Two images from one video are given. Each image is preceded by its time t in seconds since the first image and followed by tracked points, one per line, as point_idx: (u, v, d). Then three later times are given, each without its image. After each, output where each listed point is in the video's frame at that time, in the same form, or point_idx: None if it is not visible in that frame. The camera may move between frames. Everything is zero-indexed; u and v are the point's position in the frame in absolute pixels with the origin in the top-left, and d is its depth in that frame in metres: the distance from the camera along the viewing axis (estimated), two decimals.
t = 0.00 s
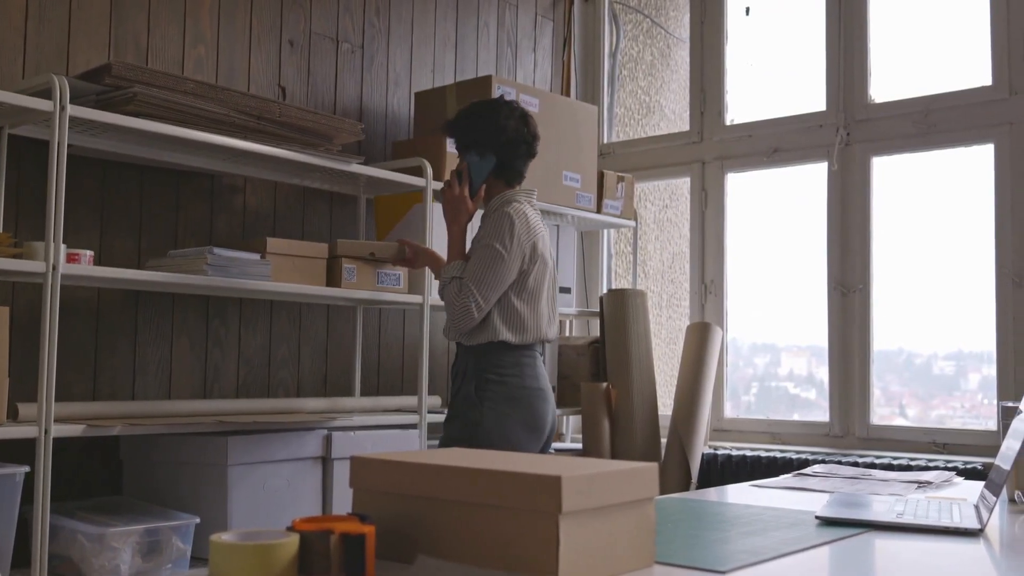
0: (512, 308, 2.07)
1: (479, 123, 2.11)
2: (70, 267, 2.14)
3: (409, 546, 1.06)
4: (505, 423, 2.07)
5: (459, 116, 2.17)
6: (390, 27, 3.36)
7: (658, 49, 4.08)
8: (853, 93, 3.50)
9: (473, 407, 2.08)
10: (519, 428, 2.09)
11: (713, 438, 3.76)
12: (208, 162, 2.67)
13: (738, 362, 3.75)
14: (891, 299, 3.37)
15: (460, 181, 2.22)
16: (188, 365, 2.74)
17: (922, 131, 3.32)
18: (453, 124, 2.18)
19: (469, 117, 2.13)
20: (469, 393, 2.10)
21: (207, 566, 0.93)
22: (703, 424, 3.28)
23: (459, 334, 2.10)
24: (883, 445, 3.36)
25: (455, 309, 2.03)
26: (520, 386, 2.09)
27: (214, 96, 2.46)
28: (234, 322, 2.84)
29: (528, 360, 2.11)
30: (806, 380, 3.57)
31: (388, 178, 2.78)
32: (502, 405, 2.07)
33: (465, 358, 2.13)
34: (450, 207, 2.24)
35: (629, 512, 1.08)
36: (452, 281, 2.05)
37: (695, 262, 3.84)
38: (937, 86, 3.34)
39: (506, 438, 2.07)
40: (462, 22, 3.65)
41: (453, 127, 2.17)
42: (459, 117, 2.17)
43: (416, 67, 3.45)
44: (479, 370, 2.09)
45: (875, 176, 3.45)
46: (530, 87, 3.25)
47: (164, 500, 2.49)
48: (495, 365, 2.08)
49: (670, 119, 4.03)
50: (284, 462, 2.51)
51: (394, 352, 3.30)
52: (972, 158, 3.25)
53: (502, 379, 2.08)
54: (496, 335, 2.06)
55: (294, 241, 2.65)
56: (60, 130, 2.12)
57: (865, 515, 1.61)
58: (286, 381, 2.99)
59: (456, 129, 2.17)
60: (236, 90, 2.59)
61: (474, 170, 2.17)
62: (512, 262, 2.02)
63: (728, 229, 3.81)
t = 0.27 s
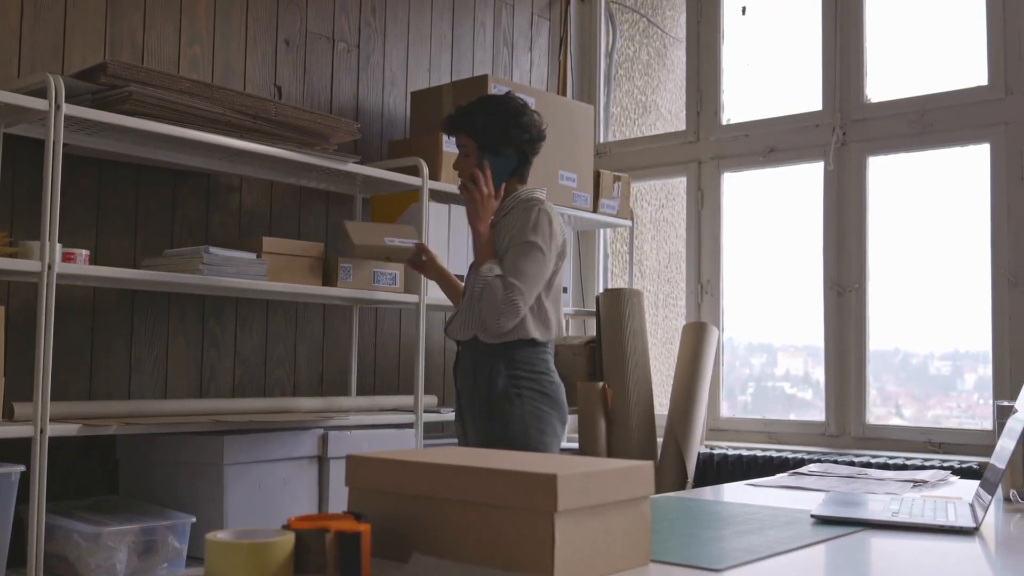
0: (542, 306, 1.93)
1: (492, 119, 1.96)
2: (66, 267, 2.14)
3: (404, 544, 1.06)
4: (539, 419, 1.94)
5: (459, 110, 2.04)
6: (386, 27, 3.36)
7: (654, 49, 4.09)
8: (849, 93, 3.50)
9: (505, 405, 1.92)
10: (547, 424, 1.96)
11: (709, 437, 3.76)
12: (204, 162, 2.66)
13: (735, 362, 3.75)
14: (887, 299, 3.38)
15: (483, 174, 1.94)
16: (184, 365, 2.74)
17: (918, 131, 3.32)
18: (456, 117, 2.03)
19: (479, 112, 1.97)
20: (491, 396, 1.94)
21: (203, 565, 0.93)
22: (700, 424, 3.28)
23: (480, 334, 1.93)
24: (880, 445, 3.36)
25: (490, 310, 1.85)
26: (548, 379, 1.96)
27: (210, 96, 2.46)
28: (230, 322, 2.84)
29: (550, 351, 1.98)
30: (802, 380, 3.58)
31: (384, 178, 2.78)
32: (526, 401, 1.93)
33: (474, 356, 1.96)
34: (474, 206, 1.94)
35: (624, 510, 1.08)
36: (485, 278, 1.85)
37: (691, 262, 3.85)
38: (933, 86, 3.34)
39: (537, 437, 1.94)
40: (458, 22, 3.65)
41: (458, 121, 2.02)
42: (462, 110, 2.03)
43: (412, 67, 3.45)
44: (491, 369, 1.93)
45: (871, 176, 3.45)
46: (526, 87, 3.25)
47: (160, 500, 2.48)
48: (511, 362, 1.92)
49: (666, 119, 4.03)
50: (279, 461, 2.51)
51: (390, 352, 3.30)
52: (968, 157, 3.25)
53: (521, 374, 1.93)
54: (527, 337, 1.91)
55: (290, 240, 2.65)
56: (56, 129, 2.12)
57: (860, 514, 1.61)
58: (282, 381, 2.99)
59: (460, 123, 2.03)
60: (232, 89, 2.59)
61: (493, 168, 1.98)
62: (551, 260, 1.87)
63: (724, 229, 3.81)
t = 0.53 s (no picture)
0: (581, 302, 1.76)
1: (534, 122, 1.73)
2: (64, 266, 2.14)
3: (402, 544, 1.06)
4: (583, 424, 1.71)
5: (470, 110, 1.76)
6: (384, 27, 3.36)
7: (652, 48, 4.09)
8: (847, 93, 3.51)
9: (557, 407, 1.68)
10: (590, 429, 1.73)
11: (708, 437, 3.76)
12: (202, 162, 2.66)
13: (733, 361, 3.75)
14: (885, 299, 3.38)
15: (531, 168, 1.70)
16: (182, 364, 2.74)
17: (916, 131, 3.33)
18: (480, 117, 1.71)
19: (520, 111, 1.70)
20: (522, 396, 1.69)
21: (201, 565, 0.93)
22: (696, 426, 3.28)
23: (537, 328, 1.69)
24: (878, 444, 3.36)
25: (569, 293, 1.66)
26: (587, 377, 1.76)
27: (208, 95, 2.46)
28: (228, 321, 2.84)
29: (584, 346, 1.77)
30: (801, 379, 3.58)
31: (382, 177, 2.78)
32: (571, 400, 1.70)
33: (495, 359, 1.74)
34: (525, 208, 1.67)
35: (622, 509, 1.08)
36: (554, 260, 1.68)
37: (689, 262, 3.85)
38: (931, 86, 3.34)
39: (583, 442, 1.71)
40: (457, 21, 3.65)
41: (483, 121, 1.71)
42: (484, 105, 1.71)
43: (410, 66, 3.45)
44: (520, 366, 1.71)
45: (869, 175, 3.45)
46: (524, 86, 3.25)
47: (158, 500, 2.48)
48: (541, 356, 1.70)
49: (664, 118, 4.03)
50: (277, 461, 2.50)
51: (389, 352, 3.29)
52: (966, 157, 3.25)
53: (567, 369, 1.71)
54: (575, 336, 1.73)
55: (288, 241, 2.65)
56: (54, 129, 2.12)
57: (858, 514, 1.61)
58: (280, 380, 2.99)
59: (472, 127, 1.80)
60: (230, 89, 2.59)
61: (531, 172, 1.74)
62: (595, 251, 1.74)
63: (723, 229, 3.81)
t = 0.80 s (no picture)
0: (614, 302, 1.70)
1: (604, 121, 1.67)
2: (61, 265, 2.13)
3: (399, 541, 1.06)
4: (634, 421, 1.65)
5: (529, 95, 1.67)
6: (382, 26, 3.36)
7: (650, 47, 4.09)
8: (844, 92, 3.51)
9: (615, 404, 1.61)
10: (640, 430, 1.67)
11: (705, 437, 3.76)
12: (200, 160, 2.66)
13: (731, 361, 3.76)
14: (882, 298, 3.39)
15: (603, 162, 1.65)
16: (179, 363, 2.73)
17: (913, 130, 3.33)
18: (551, 100, 1.62)
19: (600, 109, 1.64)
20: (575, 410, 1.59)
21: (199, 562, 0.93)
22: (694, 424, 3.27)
23: (564, 327, 1.60)
24: (875, 444, 3.37)
25: (598, 293, 1.62)
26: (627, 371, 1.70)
27: (205, 94, 2.45)
28: (226, 320, 2.84)
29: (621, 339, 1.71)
30: (798, 379, 3.58)
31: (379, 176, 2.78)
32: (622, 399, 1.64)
33: (529, 376, 1.61)
34: (596, 199, 1.61)
35: (619, 507, 1.08)
36: (593, 259, 1.63)
37: (687, 262, 3.85)
38: (928, 86, 3.35)
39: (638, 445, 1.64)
40: (454, 21, 3.65)
41: (557, 105, 1.61)
42: (555, 93, 1.62)
43: (408, 66, 3.45)
44: (557, 378, 1.60)
45: (867, 175, 3.46)
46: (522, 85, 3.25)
47: (156, 499, 2.48)
48: (582, 366, 1.60)
49: (662, 118, 4.04)
50: (275, 460, 2.50)
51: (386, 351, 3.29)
52: (963, 157, 3.26)
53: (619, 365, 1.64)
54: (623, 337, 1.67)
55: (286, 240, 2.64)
56: (51, 127, 2.12)
57: (855, 513, 1.61)
58: (278, 379, 2.99)
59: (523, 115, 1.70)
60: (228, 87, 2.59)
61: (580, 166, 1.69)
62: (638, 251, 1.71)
63: (720, 228, 3.81)
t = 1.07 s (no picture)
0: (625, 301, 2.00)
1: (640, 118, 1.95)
2: (58, 264, 2.13)
3: (396, 539, 1.06)
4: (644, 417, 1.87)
5: (578, 90, 1.92)
6: (379, 24, 3.36)
7: (648, 47, 4.10)
8: (842, 91, 3.51)
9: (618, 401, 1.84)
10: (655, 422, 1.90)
11: (702, 436, 3.77)
12: (197, 159, 2.66)
13: (728, 360, 3.76)
14: (879, 297, 3.39)
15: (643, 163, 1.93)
16: (176, 362, 2.73)
17: (910, 130, 3.33)
18: (602, 96, 1.88)
19: (647, 114, 1.93)
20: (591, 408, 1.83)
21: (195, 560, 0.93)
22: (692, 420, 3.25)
23: (619, 327, 1.87)
24: (872, 443, 3.37)
25: (637, 293, 1.92)
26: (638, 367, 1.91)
27: (202, 93, 2.45)
28: (223, 319, 2.83)
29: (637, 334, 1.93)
30: (795, 378, 3.58)
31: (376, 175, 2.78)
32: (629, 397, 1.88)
33: (554, 370, 1.83)
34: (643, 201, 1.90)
35: (616, 505, 1.08)
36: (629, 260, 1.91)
37: (684, 261, 3.85)
38: (925, 85, 3.35)
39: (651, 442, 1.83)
40: (452, 20, 3.65)
41: (609, 101, 1.87)
42: (604, 89, 1.88)
43: (405, 64, 3.45)
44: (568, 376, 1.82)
45: (864, 174, 3.46)
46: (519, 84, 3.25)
47: (152, 498, 2.48)
48: (603, 373, 1.83)
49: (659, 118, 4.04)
50: (271, 459, 2.50)
51: (383, 350, 3.29)
52: (960, 157, 3.26)
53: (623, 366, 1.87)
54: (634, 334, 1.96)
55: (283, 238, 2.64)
56: (48, 125, 2.11)
57: (851, 511, 1.61)
58: (275, 378, 2.98)
59: (568, 108, 1.95)
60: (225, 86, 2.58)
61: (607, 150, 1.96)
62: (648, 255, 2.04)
63: (718, 228, 3.82)
